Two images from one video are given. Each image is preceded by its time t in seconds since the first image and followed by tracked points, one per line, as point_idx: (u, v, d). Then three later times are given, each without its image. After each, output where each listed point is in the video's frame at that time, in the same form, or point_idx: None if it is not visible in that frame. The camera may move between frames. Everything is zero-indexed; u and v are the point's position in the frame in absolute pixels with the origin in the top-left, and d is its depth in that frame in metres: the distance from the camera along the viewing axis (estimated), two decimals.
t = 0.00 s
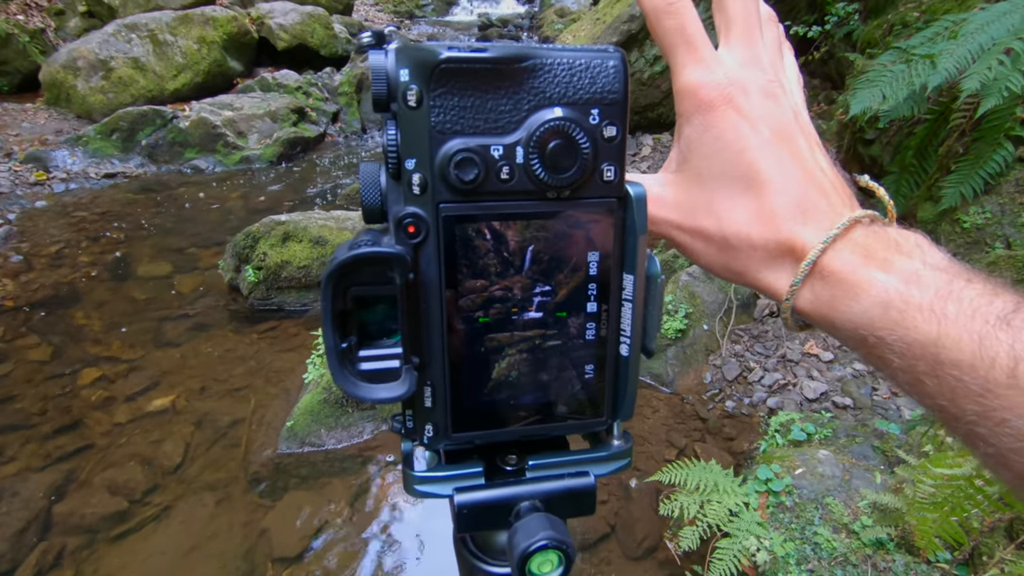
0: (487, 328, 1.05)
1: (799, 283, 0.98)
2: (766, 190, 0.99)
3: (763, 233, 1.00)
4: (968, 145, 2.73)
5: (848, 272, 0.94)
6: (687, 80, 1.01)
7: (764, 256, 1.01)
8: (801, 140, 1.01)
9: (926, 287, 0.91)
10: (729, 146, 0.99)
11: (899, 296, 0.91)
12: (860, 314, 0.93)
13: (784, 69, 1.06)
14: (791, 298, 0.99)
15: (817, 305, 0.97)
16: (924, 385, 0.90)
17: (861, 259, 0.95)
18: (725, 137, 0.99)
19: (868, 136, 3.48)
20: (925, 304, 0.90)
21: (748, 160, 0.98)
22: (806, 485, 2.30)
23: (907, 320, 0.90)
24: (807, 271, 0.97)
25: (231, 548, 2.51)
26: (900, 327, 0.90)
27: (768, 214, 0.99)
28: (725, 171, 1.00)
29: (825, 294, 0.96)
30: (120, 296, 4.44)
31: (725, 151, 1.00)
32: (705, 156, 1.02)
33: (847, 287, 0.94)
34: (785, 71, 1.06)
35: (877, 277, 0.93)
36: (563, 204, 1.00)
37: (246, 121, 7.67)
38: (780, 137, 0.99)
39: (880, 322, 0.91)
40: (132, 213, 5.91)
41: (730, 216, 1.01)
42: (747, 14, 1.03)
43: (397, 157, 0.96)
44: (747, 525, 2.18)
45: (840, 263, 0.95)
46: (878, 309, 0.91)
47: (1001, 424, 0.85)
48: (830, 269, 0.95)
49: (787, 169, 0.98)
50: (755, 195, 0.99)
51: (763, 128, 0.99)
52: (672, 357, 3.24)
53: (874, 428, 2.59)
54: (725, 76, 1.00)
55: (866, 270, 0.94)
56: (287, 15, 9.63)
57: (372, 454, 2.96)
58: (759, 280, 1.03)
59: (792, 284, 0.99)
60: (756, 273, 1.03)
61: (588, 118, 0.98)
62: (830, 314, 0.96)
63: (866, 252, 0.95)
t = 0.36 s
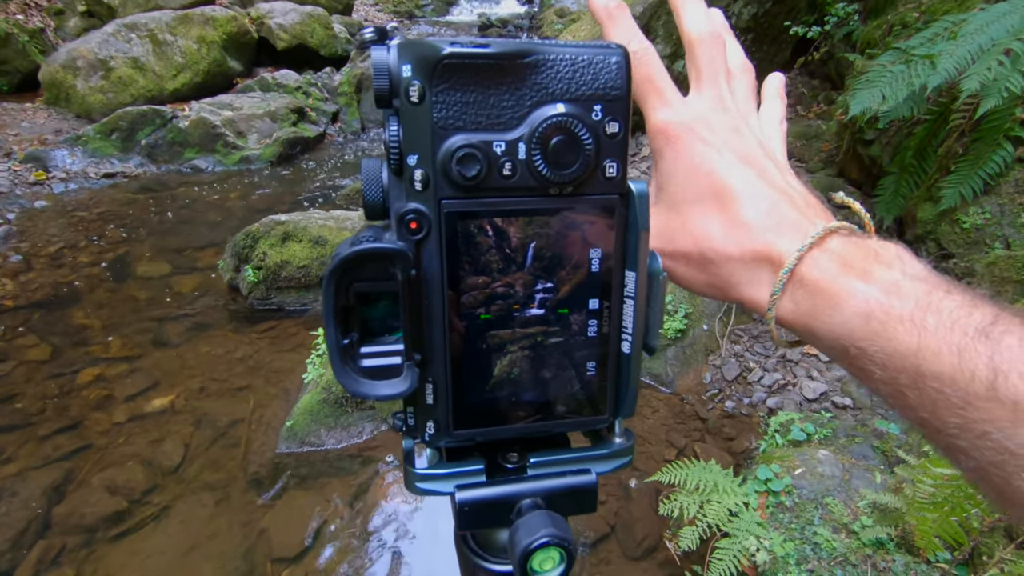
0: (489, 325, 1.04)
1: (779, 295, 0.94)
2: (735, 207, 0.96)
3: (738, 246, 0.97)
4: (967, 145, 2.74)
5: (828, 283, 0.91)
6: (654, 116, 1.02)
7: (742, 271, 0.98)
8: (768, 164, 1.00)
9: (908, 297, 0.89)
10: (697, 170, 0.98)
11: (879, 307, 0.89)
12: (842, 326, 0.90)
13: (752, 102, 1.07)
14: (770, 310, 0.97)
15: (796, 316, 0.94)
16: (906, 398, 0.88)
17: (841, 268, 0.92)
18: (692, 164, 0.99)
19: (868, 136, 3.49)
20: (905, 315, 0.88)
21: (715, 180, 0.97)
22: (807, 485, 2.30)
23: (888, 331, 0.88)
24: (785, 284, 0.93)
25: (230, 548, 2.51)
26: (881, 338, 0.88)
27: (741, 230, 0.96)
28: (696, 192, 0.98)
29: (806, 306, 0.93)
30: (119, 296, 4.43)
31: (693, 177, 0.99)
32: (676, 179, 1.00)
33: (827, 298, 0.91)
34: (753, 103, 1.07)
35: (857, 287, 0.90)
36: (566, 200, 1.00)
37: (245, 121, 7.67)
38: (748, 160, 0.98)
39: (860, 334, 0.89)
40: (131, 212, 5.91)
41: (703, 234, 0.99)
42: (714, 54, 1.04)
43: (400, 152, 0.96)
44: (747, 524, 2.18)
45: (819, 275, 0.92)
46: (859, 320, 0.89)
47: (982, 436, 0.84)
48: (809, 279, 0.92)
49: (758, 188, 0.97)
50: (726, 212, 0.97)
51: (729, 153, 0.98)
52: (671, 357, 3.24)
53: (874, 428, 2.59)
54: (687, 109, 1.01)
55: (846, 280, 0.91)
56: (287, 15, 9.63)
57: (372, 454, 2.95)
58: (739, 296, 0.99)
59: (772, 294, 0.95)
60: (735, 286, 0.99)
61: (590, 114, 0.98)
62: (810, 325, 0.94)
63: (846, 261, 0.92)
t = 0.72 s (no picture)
0: (481, 329, 1.06)
1: (778, 281, 0.94)
2: (732, 200, 0.97)
3: (736, 238, 0.97)
4: (965, 146, 2.75)
5: (828, 267, 0.91)
6: (646, 122, 1.03)
7: (743, 262, 0.97)
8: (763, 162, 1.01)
9: (910, 281, 0.89)
10: (691, 169, 0.99)
11: (880, 290, 0.88)
12: (844, 310, 0.90)
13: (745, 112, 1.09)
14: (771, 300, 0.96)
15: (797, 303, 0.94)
16: (910, 383, 0.87)
17: (840, 253, 0.92)
18: (686, 163, 0.99)
19: (866, 137, 3.50)
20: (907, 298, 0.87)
21: (710, 176, 0.97)
22: (805, 486, 2.31)
23: (891, 315, 0.87)
24: (785, 269, 0.93)
25: (229, 549, 2.52)
26: (884, 321, 0.87)
27: (739, 222, 0.96)
28: (691, 190, 0.99)
29: (807, 291, 0.93)
30: (119, 296, 4.44)
31: (687, 176, 0.99)
32: (671, 179, 1.01)
33: (828, 283, 0.91)
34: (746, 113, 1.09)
35: (858, 271, 0.90)
36: (556, 206, 1.01)
37: (244, 122, 7.68)
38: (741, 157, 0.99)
39: (863, 318, 0.88)
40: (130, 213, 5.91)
41: (702, 228, 0.98)
42: (704, 67, 1.06)
43: (391, 159, 0.97)
44: (745, 525, 2.19)
45: (819, 259, 0.92)
46: (861, 305, 0.89)
47: (986, 421, 0.82)
48: (808, 264, 0.92)
49: (753, 183, 0.97)
50: (723, 206, 0.97)
51: (721, 151, 0.99)
52: (670, 358, 3.26)
53: (872, 428, 2.60)
54: (679, 114, 1.02)
55: (846, 265, 0.91)
56: (286, 15, 9.64)
57: (371, 455, 2.97)
58: (741, 287, 0.99)
59: (773, 281, 0.95)
60: (736, 277, 0.98)
61: (579, 121, 0.99)
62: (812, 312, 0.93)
63: (845, 247, 0.93)
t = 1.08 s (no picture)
0: (468, 326, 1.06)
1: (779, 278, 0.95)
2: (725, 211, 0.99)
3: (734, 244, 0.98)
4: (963, 147, 2.73)
5: (829, 261, 0.93)
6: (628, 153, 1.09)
7: (744, 265, 0.98)
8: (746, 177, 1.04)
9: (911, 273, 0.90)
10: (678, 187, 1.02)
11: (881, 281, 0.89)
12: (846, 303, 0.90)
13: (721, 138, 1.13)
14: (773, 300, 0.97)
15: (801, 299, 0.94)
16: (917, 375, 0.87)
17: (841, 248, 0.94)
18: (672, 182, 1.03)
19: (866, 137, 3.51)
20: (909, 289, 0.88)
21: (698, 191, 1.00)
22: (803, 486, 2.31)
23: (893, 304, 0.88)
24: (788, 265, 0.94)
25: (227, 549, 2.52)
26: (887, 311, 0.88)
27: (735, 228, 0.98)
28: (681, 207, 1.02)
29: (809, 288, 0.93)
30: (118, 297, 4.45)
31: (676, 196, 1.02)
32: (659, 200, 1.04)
33: (830, 277, 0.92)
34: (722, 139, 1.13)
35: (860, 263, 0.91)
36: (542, 204, 1.02)
37: (244, 122, 7.69)
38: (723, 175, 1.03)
39: (866, 311, 0.89)
40: (130, 214, 5.92)
41: (699, 239, 0.99)
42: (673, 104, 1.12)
43: (378, 157, 0.98)
44: (744, 525, 2.19)
45: (819, 252, 0.93)
46: (863, 297, 0.89)
47: (995, 408, 0.82)
48: (809, 259, 0.93)
49: (742, 195, 1.00)
50: (718, 218, 0.98)
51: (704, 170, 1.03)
52: (670, 359, 3.25)
53: (871, 428, 2.61)
54: (656, 143, 1.07)
55: (847, 257, 0.92)
56: (286, 16, 9.65)
57: (369, 455, 2.98)
58: (746, 293, 0.99)
59: (774, 279, 0.95)
60: (738, 281, 0.98)
61: (565, 120, 0.99)
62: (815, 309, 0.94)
63: (845, 241, 0.94)
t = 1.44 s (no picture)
0: (464, 319, 1.10)
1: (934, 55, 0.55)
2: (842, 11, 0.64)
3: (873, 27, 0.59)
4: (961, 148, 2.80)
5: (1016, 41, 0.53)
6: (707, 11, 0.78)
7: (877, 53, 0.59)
8: None
9: None
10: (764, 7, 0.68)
11: None
12: None
13: None
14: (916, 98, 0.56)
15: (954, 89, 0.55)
16: None
17: None
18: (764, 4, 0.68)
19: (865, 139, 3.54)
20: None
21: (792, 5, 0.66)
22: (801, 485, 2.35)
23: None
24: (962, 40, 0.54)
25: (228, 549, 2.56)
26: None
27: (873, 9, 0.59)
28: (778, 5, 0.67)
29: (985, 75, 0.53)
30: (118, 298, 4.49)
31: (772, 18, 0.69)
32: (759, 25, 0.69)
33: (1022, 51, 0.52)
34: None
35: None
36: (534, 201, 1.06)
37: (244, 124, 7.73)
38: None
39: None
40: (130, 215, 5.96)
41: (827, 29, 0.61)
42: None
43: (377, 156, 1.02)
44: (741, 524, 2.23)
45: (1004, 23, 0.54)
46: None
47: None
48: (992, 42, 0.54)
49: None
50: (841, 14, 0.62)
51: None
52: (669, 358, 3.28)
53: (868, 428, 2.67)
54: None
55: None
56: (286, 18, 9.68)
57: (369, 455, 3.02)
58: (884, 87, 0.58)
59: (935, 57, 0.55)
60: (881, 71, 0.57)
61: (556, 120, 1.04)
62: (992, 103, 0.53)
63: None
